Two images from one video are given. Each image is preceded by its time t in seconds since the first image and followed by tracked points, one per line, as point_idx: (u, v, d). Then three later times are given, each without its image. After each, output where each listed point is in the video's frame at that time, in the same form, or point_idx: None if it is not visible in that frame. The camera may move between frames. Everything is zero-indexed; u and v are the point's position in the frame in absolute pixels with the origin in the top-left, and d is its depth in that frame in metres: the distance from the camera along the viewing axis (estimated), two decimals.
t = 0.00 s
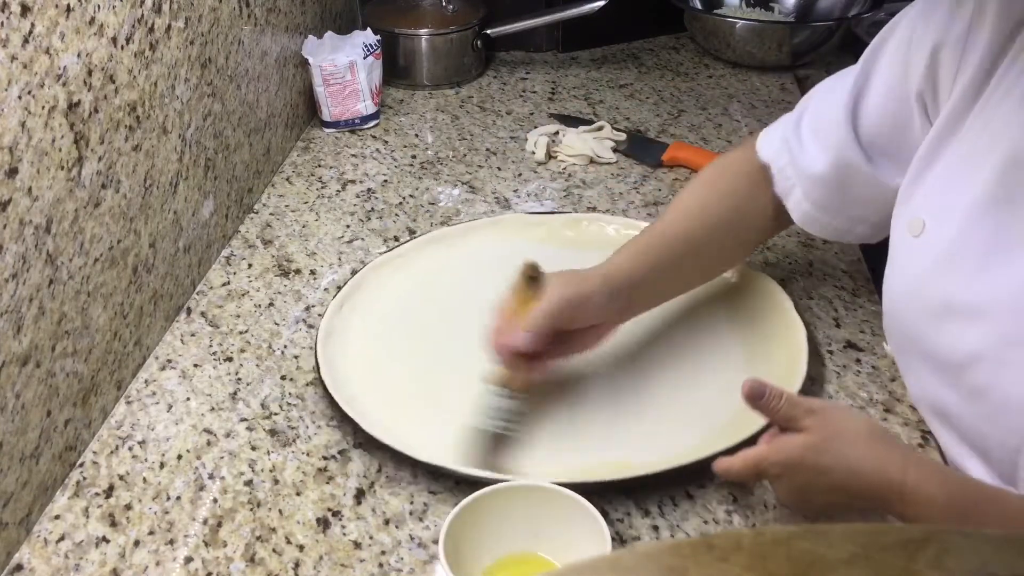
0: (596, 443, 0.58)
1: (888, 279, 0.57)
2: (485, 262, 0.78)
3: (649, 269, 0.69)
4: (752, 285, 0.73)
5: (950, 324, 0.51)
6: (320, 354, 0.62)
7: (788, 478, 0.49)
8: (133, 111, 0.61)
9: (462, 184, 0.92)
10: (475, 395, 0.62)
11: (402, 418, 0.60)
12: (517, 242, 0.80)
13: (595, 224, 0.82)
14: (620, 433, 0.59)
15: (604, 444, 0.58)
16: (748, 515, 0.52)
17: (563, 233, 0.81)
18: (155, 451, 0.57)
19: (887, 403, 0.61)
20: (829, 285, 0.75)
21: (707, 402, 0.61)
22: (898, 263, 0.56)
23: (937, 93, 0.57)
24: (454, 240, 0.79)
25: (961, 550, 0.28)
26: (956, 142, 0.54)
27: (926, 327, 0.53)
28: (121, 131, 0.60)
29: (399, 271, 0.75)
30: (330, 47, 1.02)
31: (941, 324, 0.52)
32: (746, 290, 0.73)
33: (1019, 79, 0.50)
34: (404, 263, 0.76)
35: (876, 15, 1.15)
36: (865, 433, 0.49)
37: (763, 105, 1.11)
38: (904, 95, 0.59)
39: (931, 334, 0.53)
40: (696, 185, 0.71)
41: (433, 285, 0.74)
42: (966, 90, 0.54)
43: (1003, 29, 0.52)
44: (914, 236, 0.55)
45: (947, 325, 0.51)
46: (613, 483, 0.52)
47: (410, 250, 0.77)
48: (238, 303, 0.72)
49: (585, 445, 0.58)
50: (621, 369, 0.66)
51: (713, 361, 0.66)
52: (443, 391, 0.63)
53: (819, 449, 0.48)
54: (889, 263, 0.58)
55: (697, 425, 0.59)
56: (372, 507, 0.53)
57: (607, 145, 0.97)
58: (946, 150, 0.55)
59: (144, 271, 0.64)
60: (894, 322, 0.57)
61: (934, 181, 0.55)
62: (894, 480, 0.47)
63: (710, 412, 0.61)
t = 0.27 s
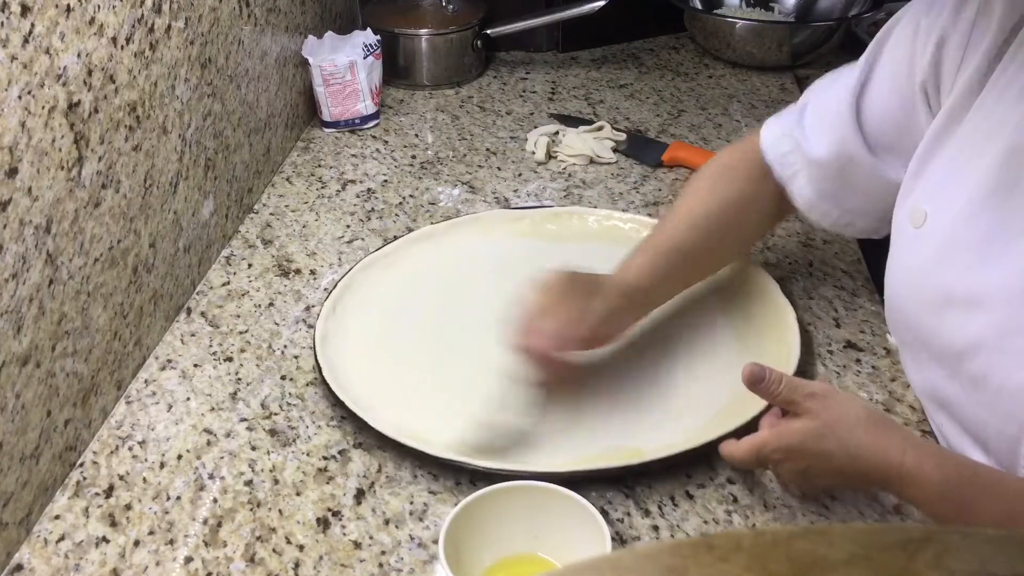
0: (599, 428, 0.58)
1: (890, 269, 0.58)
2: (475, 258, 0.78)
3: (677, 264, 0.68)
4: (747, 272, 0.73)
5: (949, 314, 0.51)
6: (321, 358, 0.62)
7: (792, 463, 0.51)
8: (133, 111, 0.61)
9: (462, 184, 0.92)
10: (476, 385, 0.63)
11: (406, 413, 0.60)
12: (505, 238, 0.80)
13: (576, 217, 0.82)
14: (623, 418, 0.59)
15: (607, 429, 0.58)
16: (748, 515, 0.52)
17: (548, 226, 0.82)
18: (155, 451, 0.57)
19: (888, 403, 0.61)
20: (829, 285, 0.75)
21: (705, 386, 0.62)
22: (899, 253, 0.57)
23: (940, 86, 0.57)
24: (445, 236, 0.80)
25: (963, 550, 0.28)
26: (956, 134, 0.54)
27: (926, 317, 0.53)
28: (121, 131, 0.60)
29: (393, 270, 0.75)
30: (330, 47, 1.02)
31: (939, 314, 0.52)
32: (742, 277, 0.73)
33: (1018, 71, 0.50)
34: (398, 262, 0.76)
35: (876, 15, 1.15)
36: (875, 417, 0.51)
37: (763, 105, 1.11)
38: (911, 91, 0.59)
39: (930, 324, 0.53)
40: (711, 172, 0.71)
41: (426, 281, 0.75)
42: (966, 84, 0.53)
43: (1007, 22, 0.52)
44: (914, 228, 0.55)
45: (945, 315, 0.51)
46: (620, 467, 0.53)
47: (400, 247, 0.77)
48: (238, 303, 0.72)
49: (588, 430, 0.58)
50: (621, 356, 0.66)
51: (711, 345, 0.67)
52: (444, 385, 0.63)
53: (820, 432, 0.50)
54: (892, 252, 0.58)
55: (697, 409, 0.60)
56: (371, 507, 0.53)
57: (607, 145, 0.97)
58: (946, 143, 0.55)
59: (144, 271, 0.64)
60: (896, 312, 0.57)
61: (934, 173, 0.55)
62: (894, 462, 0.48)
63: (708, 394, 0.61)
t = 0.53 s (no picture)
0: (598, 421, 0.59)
1: (889, 262, 0.58)
2: (475, 258, 0.78)
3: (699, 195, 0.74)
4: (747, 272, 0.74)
5: (946, 305, 0.51)
6: (329, 358, 0.63)
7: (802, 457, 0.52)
8: (133, 111, 0.61)
9: (462, 184, 0.92)
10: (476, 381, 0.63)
11: (407, 407, 0.60)
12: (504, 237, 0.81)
13: (573, 216, 0.82)
14: (622, 411, 0.60)
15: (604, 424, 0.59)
16: (748, 515, 0.52)
17: (544, 225, 0.82)
18: (155, 451, 0.57)
19: (887, 403, 0.61)
20: (829, 285, 0.75)
21: (704, 376, 0.62)
22: (898, 246, 0.56)
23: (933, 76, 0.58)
24: (444, 236, 0.80)
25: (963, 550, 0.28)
26: (953, 128, 0.54)
27: (925, 308, 0.53)
28: (121, 131, 0.60)
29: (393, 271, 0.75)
30: (330, 47, 1.02)
31: (937, 306, 0.52)
32: (742, 271, 0.74)
33: (1014, 68, 0.51)
34: (400, 262, 0.76)
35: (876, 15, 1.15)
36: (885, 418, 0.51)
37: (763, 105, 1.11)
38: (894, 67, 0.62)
39: (928, 314, 0.53)
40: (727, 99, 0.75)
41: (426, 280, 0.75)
42: (954, 72, 0.54)
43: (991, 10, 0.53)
44: (910, 219, 0.55)
45: (943, 306, 0.51)
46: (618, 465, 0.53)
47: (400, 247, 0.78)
48: (238, 303, 0.72)
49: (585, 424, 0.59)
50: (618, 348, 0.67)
51: (710, 339, 0.67)
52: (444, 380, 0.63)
53: (830, 424, 0.51)
54: (890, 246, 0.58)
55: (695, 403, 0.60)
56: (371, 507, 0.53)
57: (607, 145, 0.97)
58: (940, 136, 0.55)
59: (144, 271, 0.64)
60: (895, 305, 0.57)
61: (929, 165, 0.55)
62: (901, 455, 0.48)
63: (706, 388, 0.61)
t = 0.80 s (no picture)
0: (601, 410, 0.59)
1: (891, 263, 0.58)
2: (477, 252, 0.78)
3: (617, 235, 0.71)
4: (752, 264, 0.74)
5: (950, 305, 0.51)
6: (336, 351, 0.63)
7: (816, 436, 0.52)
8: (133, 111, 0.61)
9: (462, 184, 0.92)
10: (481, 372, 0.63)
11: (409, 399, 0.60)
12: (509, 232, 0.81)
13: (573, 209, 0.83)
14: (625, 400, 0.60)
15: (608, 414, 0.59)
16: (748, 515, 0.52)
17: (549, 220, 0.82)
18: (155, 451, 0.57)
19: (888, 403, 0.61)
20: (829, 285, 0.75)
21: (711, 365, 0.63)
22: (900, 247, 0.57)
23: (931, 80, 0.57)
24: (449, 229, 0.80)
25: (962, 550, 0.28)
26: (953, 129, 0.54)
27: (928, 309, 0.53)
28: (121, 131, 0.60)
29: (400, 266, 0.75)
30: (330, 47, 1.02)
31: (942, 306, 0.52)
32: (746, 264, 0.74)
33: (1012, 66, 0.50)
34: (403, 257, 0.76)
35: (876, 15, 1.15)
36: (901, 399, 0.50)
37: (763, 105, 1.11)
38: (899, 82, 0.59)
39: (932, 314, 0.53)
40: (657, 162, 0.70)
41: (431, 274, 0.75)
42: (960, 77, 0.54)
43: (997, 16, 0.53)
44: (914, 220, 0.55)
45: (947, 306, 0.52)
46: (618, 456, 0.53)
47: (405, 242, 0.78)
48: (238, 303, 0.72)
49: (589, 413, 0.59)
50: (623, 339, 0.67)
51: (714, 329, 0.67)
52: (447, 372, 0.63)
53: (843, 408, 0.50)
54: (892, 246, 0.58)
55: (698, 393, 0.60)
56: (371, 507, 0.53)
57: (607, 145, 0.97)
58: (942, 138, 0.55)
59: (144, 271, 0.64)
60: (897, 306, 0.57)
61: (932, 167, 0.55)
62: (911, 445, 0.47)
63: (709, 378, 0.62)
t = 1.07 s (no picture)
0: (598, 405, 0.60)
1: (891, 260, 0.58)
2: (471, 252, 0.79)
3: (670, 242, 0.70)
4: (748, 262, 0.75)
5: (949, 303, 0.51)
6: (334, 350, 0.63)
7: (814, 420, 0.52)
8: (133, 111, 0.61)
9: (462, 184, 0.92)
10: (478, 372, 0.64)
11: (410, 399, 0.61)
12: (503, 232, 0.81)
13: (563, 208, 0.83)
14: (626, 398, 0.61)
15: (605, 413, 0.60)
16: (748, 515, 0.52)
17: (542, 218, 0.82)
18: (155, 451, 0.57)
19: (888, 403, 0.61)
20: (829, 285, 0.75)
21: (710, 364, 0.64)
22: (901, 242, 0.57)
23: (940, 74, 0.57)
24: (441, 229, 0.80)
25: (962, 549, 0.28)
26: (955, 128, 0.54)
27: (928, 305, 0.53)
28: (121, 131, 0.60)
29: (393, 266, 0.75)
30: (330, 47, 1.02)
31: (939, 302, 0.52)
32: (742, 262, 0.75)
33: (1014, 67, 0.50)
34: (396, 258, 0.76)
35: (876, 15, 1.15)
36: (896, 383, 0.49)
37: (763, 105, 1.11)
38: (908, 82, 0.59)
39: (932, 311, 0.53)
40: (692, 186, 0.70)
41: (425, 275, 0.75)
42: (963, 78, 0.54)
43: (1003, 18, 0.52)
44: (914, 216, 0.55)
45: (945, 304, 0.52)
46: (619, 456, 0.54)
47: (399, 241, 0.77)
48: (238, 303, 0.72)
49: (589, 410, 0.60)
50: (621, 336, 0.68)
51: (711, 327, 0.68)
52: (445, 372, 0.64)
53: (841, 394, 0.49)
54: (893, 241, 0.58)
55: (694, 394, 0.61)
56: (371, 507, 0.53)
57: (607, 145, 0.97)
58: (944, 137, 0.55)
59: (144, 271, 0.64)
60: (898, 302, 0.57)
61: (933, 165, 0.55)
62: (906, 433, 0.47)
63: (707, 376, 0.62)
